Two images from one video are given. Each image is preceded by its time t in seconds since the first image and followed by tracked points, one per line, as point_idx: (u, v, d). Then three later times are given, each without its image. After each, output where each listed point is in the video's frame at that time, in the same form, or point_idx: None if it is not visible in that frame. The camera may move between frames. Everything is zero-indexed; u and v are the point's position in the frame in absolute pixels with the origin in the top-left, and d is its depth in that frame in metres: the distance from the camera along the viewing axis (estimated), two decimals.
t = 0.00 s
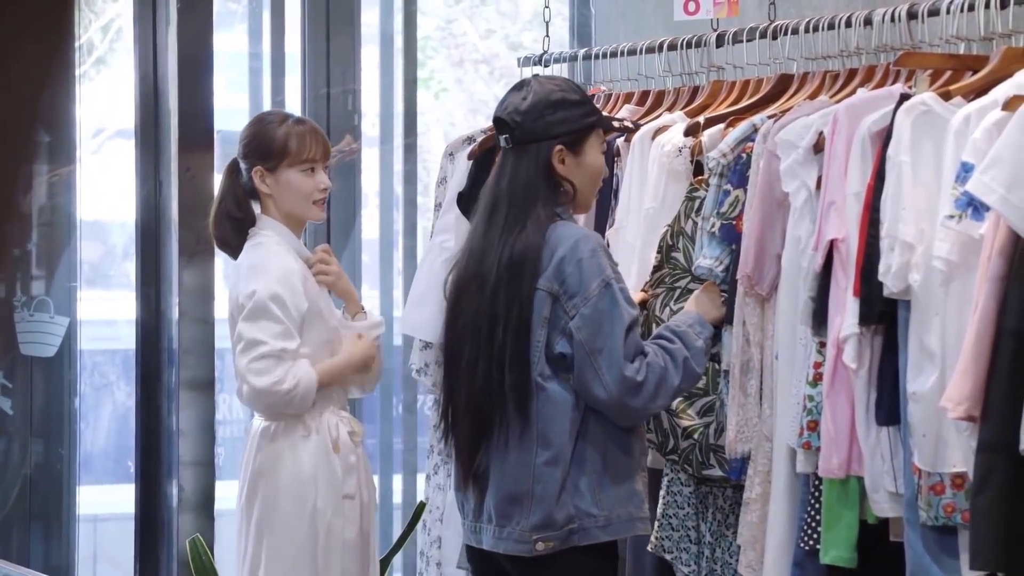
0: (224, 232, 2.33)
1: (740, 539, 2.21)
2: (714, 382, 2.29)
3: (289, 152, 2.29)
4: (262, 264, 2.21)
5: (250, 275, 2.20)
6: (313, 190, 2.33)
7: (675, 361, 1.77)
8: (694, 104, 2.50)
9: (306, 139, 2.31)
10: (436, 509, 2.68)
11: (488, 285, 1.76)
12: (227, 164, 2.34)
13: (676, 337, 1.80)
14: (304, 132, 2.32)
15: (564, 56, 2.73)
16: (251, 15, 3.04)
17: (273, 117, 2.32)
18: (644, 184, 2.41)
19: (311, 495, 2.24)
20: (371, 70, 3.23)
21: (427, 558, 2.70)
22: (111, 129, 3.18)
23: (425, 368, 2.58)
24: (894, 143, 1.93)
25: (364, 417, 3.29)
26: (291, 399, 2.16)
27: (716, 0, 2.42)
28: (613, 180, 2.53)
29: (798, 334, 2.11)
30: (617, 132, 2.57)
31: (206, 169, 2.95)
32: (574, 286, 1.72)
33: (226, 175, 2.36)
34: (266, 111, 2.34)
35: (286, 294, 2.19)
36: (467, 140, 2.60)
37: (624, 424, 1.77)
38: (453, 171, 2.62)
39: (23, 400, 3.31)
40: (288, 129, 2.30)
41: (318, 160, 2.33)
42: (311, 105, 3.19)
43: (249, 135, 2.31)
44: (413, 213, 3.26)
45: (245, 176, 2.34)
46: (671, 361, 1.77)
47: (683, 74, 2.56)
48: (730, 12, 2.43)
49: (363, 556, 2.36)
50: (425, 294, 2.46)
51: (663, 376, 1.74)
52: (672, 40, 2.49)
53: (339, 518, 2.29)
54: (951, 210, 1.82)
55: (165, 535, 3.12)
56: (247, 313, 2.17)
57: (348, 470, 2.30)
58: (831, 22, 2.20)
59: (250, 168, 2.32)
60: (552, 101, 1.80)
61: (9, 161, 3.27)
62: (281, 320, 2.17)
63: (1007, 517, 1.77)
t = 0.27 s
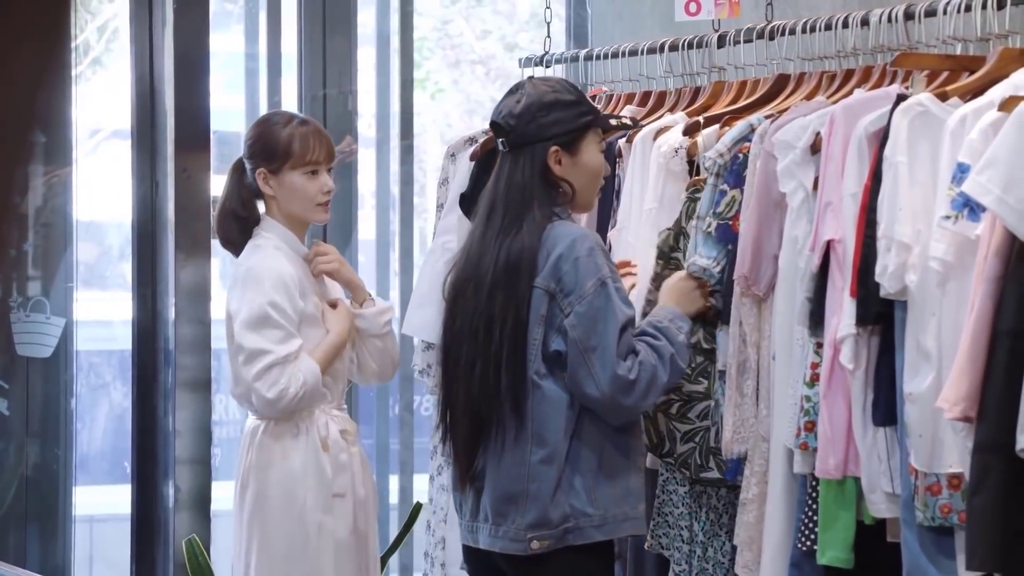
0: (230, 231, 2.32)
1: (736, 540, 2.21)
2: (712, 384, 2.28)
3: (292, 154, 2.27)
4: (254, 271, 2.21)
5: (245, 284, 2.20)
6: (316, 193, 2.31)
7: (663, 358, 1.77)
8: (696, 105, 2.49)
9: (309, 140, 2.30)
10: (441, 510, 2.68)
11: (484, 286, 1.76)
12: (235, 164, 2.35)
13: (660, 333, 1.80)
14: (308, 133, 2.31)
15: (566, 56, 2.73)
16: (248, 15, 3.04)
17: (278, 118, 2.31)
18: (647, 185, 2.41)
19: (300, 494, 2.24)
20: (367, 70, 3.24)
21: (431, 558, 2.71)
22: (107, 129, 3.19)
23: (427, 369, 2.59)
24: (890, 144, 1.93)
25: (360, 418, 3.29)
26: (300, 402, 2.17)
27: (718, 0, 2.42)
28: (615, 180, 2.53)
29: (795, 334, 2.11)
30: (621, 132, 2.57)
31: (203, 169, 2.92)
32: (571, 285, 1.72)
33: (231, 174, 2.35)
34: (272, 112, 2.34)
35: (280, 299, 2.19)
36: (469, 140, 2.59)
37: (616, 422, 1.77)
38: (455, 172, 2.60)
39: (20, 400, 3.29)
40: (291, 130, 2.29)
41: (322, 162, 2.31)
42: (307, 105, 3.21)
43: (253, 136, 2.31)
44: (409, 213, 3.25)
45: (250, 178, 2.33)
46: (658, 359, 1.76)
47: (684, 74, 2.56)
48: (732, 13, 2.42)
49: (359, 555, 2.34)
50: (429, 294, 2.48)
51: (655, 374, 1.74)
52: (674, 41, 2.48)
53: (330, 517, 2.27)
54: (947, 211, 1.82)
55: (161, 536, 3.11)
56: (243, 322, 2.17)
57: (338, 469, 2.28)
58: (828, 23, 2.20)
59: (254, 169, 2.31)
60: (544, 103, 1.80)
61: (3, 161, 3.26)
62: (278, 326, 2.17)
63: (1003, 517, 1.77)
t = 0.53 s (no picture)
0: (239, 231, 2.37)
1: (733, 540, 2.21)
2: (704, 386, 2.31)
3: (289, 156, 2.26)
4: (241, 279, 2.21)
5: (233, 291, 2.21)
6: (314, 196, 2.28)
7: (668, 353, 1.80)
8: (695, 105, 2.49)
9: (306, 142, 2.27)
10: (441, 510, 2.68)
11: (482, 288, 1.76)
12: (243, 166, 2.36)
13: (657, 331, 1.83)
14: (308, 135, 2.29)
15: (564, 56, 2.73)
16: (244, 16, 3.04)
17: (280, 119, 2.30)
18: (643, 184, 2.40)
19: (279, 497, 2.23)
20: (364, 71, 3.26)
21: (431, 559, 2.71)
22: (104, 129, 3.19)
23: (426, 370, 2.58)
24: (888, 144, 1.93)
25: (357, 418, 3.30)
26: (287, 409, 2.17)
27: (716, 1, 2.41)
28: (613, 180, 2.53)
29: (793, 335, 2.11)
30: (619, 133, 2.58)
31: (198, 169, 2.92)
32: (574, 287, 1.71)
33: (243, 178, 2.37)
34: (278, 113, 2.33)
35: (264, 307, 2.18)
36: (467, 140, 2.59)
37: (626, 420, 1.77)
38: (454, 172, 2.60)
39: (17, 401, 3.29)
40: (289, 132, 2.27)
41: (320, 164, 2.29)
42: (305, 105, 3.24)
43: (256, 139, 2.31)
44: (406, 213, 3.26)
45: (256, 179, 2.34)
46: (665, 353, 1.80)
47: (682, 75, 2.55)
48: (730, 13, 2.42)
49: (344, 562, 2.31)
50: (428, 295, 2.49)
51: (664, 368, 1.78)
52: (672, 41, 2.48)
53: (311, 522, 2.25)
54: (944, 211, 1.83)
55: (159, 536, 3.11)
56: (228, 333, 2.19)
57: (319, 476, 2.26)
58: (824, 22, 2.20)
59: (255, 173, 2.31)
60: (541, 103, 1.79)
61: None
62: (261, 336, 2.17)
63: (1000, 518, 1.77)
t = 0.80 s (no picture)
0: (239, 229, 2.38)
1: (727, 541, 2.22)
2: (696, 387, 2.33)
3: (272, 162, 2.21)
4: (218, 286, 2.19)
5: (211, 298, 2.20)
6: (298, 202, 2.21)
7: (676, 353, 1.78)
8: (688, 105, 2.49)
9: (290, 146, 2.22)
10: (432, 509, 2.68)
11: (478, 288, 1.76)
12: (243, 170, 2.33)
13: (668, 329, 1.81)
14: (296, 140, 2.23)
15: (558, 56, 2.73)
16: (238, 15, 3.03)
17: (273, 124, 2.26)
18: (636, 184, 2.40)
19: (250, 503, 2.19)
20: (358, 70, 3.22)
21: (424, 559, 2.71)
22: (97, 129, 3.18)
23: (419, 369, 2.58)
24: (884, 145, 1.93)
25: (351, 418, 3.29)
26: (248, 434, 2.13)
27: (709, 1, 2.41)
28: (606, 181, 2.53)
29: (787, 336, 2.11)
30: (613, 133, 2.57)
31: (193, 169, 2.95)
32: (571, 290, 1.72)
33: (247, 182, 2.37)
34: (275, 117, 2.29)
35: (230, 317, 2.15)
36: (460, 141, 2.58)
37: (627, 418, 1.78)
38: (447, 172, 2.60)
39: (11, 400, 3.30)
40: (274, 136, 2.23)
41: (305, 168, 2.22)
42: (299, 106, 3.17)
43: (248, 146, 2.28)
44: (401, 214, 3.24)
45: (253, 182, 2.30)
46: (672, 353, 1.78)
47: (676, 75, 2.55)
48: (723, 14, 2.42)
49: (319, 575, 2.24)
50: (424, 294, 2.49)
51: (671, 369, 1.76)
52: (665, 42, 2.48)
53: (281, 530, 2.20)
54: (938, 212, 1.83)
55: (153, 536, 3.11)
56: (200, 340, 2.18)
57: (291, 485, 2.20)
58: (818, 23, 2.20)
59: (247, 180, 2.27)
60: (538, 104, 1.79)
61: None
62: (225, 346, 2.15)
63: (995, 518, 1.77)
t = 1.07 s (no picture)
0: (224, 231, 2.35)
1: (721, 540, 2.22)
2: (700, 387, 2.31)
3: (242, 168, 2.17)
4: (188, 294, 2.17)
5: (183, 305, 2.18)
6: (265, 209, 2.16)
7: (675, 356, 1.78)
8: (679, 105, 2.50)
9: (257, 153, 2.17)
10: (423, 510, 2.69)
11: (471, 286, 1.76)
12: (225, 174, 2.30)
13: (671, 332, 1.81)
14: (266, 144, 2.18)
15: (550, 56, 2.73)
16: (233, 15, 3.02)
17: (248, 128, 2.22)
18: (628, 185, 2.40)
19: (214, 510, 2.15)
20: (353, 69, 3.23)
21: (415, 559, 2.70)
22: (92, 129, 3.17)
23: (411, 369, 2.58)
24: (877, 145, 1.93)
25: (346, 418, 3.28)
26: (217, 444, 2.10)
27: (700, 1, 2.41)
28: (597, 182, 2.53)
29: (782, 335, 2.11)
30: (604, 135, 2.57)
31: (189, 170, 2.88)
32: (561, 292, 1.71)
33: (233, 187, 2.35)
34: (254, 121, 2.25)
35: (194, 324, 2.13)
36: (452, 141, 2.58)
37: (621, 421, 1.77)
38: (439, 172, 2.60)
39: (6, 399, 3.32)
40: (242, 143, 2.18)
41: (273, 175, 2.17)
42: (294, 106, 3.18)
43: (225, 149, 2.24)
44: (395, 216, 3.26)
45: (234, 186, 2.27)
46: (671, 356, 1.78)
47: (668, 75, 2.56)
48: (714, 13, 2.41)
49: None
50: (413, 296, 2.48)
51: (662, 374, 1.75)
52: (656, 43, 2.48)
53: (244, 537, 2.15)
54: (933, 212, 1.84)
55: (146, 538, 3.04)
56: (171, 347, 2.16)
57: (257, 492, 2.15)
58: (812, 23, 2.20)
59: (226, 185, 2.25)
60: (539, 102, 1.79)
61: None
62: (191, 353, 2.11)
63: (988, 518, 1.77)
